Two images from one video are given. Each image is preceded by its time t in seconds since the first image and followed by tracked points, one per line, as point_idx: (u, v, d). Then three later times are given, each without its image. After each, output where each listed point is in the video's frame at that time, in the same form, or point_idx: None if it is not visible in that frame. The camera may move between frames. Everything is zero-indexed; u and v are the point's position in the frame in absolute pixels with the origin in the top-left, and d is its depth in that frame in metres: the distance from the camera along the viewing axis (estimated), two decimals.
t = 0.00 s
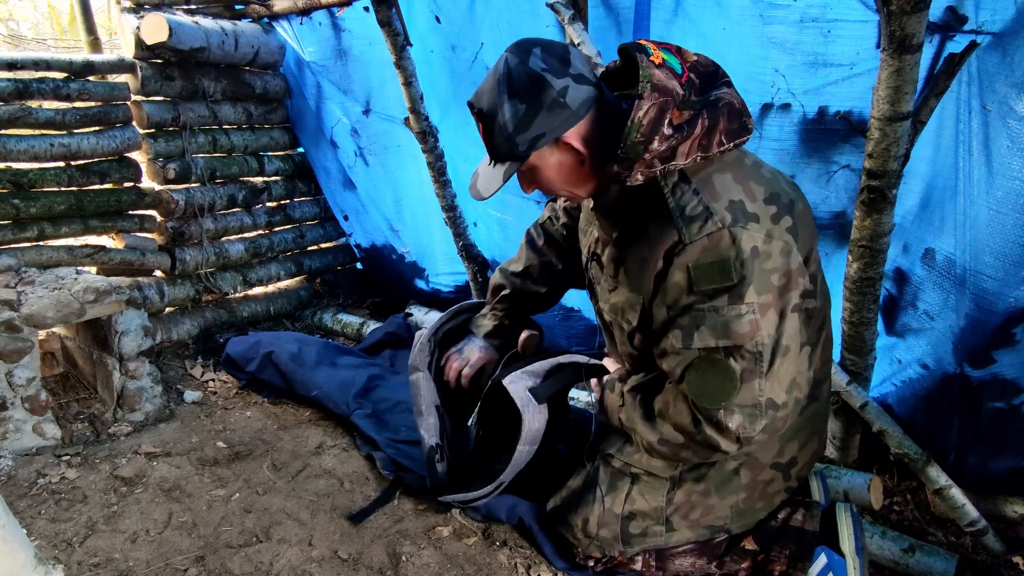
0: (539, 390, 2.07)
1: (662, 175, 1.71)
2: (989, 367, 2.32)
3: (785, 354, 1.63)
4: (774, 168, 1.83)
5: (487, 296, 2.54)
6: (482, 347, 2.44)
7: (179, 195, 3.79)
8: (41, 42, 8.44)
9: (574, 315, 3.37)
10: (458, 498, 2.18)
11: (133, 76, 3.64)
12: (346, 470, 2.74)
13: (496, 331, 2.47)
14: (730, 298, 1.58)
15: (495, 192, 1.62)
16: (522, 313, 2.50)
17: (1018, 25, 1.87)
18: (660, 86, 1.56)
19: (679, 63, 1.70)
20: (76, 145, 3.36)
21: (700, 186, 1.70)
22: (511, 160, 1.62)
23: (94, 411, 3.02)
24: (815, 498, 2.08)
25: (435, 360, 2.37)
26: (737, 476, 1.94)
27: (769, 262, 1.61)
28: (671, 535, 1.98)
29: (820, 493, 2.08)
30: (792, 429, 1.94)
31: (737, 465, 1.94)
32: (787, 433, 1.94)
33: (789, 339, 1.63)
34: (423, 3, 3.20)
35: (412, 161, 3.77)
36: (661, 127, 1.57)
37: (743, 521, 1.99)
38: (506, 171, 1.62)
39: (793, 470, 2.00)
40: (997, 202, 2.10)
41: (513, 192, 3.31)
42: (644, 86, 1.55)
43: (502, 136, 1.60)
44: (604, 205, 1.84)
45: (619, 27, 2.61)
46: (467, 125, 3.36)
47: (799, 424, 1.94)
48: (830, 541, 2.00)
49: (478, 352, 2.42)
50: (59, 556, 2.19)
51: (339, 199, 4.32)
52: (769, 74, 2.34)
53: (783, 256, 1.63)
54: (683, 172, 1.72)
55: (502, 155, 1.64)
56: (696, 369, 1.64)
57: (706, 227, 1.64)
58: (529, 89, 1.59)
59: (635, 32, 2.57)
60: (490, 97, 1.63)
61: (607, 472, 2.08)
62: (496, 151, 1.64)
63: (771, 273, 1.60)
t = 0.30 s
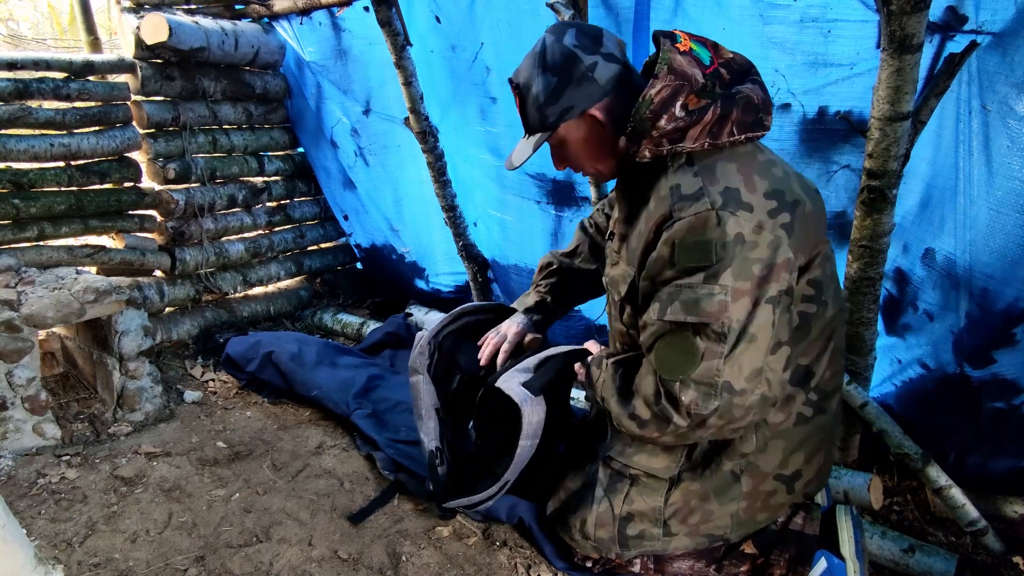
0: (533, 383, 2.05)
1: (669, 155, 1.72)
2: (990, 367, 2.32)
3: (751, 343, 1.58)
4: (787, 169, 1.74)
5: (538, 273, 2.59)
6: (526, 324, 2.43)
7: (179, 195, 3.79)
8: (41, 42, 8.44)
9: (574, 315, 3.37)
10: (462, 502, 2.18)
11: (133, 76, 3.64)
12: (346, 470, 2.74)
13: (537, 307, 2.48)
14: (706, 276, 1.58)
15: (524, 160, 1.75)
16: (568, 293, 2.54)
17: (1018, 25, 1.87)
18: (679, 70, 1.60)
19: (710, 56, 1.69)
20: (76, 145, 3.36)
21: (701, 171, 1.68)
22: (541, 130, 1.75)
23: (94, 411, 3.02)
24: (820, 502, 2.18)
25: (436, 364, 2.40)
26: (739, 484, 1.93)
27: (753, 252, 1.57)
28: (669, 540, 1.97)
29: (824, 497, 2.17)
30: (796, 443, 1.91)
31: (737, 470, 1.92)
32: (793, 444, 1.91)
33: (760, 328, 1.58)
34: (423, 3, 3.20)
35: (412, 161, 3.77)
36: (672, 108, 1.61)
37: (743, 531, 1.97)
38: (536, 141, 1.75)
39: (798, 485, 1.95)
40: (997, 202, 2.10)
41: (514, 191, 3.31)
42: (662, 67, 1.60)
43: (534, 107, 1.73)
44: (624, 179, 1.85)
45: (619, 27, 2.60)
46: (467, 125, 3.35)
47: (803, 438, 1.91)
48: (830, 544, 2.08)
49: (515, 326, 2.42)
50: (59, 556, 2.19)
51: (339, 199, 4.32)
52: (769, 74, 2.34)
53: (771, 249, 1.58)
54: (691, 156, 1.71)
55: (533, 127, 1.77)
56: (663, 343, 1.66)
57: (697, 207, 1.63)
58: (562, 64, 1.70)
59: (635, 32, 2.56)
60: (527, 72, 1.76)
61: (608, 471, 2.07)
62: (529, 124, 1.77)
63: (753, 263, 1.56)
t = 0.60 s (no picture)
0: (545, 385, 2.05)
1: (700, 155, 1.73)
2: (990, 367, 2.32)
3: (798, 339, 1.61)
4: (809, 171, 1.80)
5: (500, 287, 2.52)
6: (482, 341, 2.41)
7: (179, 195, 3.79)
8: (41, 42, 8.43)
9: (574, 315, 3.36)
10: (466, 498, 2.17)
11: (133, 76, 3.64)
12: (346, 470, 2.74)
13: (496, 322, 2.43)
14: (750, 275, 1.58)
15: (544, 160, 1.72)
16: (534, 310, 2.48)
17: (1018, 25, 1.87)
18: (711, 72, 1.63)
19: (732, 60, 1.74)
20: (76, 145, 3.36)
21: (734, 169, 1.70)
22: (562, 131, 1.72)
23: (94, 411, 3.02)
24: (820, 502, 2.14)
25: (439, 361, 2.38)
26: (748, 484, 1.92)
27: (793, 249, 1.60)
28: (677, 538, 1.97)
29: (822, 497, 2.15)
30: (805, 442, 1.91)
31: (748, 471, 1.91)
32: (802, 448, 1.91)
33: (804, 325, 1.61)
34: (423, 2, 3.20)
35: (412, 161, 3.77)
36: (706, 108, 1.64)
37: (751, 534, 1.97)
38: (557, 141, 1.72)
39: (805, 487, 1.95)
40: (997, 202, 2.10)
41: (513, 191, 3.32)
42: (695, 68, 1.62)
43: (557, 107, 1.70)
44: (643, 180, 1.83)
45: (619, 27, 2.60)
46: (467, 125, 3.34)
47: (812, 439, 1.92)
48: (832, 543, 2.06)
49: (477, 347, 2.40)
50: (59, 556, 2.19)
51: (339, 199, 4.32)
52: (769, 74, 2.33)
53: (807, 246, 1.62)
54: (722, 156, 1.73)
55: (554, 128, 1.74)
56: (705, 344, 1.63)
57: (736, 206, 1.64)
58: (588, 64, 1.68)
59: (635, 32, 2.56)
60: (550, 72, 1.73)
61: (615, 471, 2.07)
62: (550, 124, 1.74)
63: (792, 260, 1.59)
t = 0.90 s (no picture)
0: (540, 393, 1.98)
1: (682, 176, 1.72)
2: (989, 367, 2.32)
3: (794, 358, 1.63)
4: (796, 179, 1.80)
5: (505, 296, 2.53)
6: (497, 355, 2.39)
7: (179, 195, 3.79)
8: (41, 42, 8.43)
9: (574, 315, 3.37)
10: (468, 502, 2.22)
11: (133, 76, 3.64)
12: (346, 470, 2.74)
13: (512, 335, 2.45)
14: (742, 300, 1.59)
15: (525, 182, 1.70)
16: (539, 318, 2.52)
17: (1018, 25, 1.87)
18: (691, 90, 1.59)
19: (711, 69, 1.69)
20: (76, 145, 3.36)
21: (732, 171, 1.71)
22: (544, 152, 1.70)
23: (94, 411, 3.02)
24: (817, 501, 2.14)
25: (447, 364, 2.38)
26: (745, 483, 1.94)
27: (783, 267, 1.62)
28: (675, 540, 1.98)
29: (822, 497, 2.15)
30: (802, 440, 1.93)
31: (745, 470, 1.93)
32: (798, 444, 1.93)
33: (798, 343, 1.64)
34: (423, 3, 3.20)
35: (412, 161, 3.77)
36: (687, 130, 1.62)
37: (749, 531, 1.99)
38: (539, 162, 1.70)
39: (803, 483, 1.98)
40: (997, 202, 2.10)
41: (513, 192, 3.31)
42: (674, 88, 1.59)
43: (538, 128, 1.68)
44: (631, 195, 1.84)
45: (619, 27, 2.60)
46: (466, 126, 3.35)
47: (809, 436, 1.93)
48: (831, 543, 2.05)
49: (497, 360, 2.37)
50: (59, 556, 2.19)
51: (339, 199, 4.32)
52: (769, 74, 2.34)
53: (797, 261, 1.64)
54: (705, 175, 1.72)
55: (535, 149, 1.72)
56: (703, 371, 1.63)
57: (723, 230, 1.64)
58: (568, 83, 1.67)
59: (635, 32, 2.56)
60: (528, 90, 1.72)
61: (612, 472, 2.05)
62: (530, 144, 1.72)
63: (784, 279, 1.62)
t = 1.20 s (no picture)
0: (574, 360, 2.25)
1: (657, 190, 1.71)
2: (989, 367, 2.32)
3: (794, 370, 1.64)
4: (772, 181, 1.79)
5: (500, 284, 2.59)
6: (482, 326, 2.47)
7: (179, 195, 3.79)
8: (41, 43, 8.43)
9: (574, 315, 3.37)
10: (475, 467, 2.20)
11: (133, 76, 3.64)
12: (346, 470, 2.74)
13: (496, 317, 2.50)
14: (730, 315, 1.59)
15: (502, 208, 1.65)
16: (528, 312, 2.53)
17: (1018, 25, 1.87)
18: (656, 100, 1.56)
19: (678, 73, 1.69)
20: (76, 145, 3.36)
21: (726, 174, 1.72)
22: (517, 175, 1.64)
23: (94, 411, 3.02)
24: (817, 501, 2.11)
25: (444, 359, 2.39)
26: (739, 481, 1.94)
27: (772, 276, 1.61)
28: (671, 539, 1.99)
29: (824, 496, 2.11)
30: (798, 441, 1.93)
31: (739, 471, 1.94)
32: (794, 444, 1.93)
33: (796, 355, 1.64)
34: (423, 3, 3.20)
35: (412, 161, 3.77)
36: (657, 141, 1.58)
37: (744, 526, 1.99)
38: (514, 186, 1.64)
39: (794, 475, 1.96)
40: (997, 202, 2.10)
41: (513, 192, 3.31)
42: (639, 99, 1.55)
43: (509, 150, 1.62)
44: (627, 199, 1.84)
45: (619, 27, 2.61)
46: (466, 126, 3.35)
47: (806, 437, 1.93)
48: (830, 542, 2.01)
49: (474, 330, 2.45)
50: (59, 556, 2.19)
51: (339, 199, 4.32)
52: (769, 74, 2.34)
53: (784, 269, 1.63)
54: (679, 186, 1.72)
55: (507, 171, 1.66)
56: (702, 390, 1.62)
57: (702, 244, 1.64)
58: (534, 101, 1.61)
59: (636, 33, 2.57)
60: (493, 111, 1.65)
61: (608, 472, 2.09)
62: (502, 166, 1.66)
63: (774, 287, 1.61)
